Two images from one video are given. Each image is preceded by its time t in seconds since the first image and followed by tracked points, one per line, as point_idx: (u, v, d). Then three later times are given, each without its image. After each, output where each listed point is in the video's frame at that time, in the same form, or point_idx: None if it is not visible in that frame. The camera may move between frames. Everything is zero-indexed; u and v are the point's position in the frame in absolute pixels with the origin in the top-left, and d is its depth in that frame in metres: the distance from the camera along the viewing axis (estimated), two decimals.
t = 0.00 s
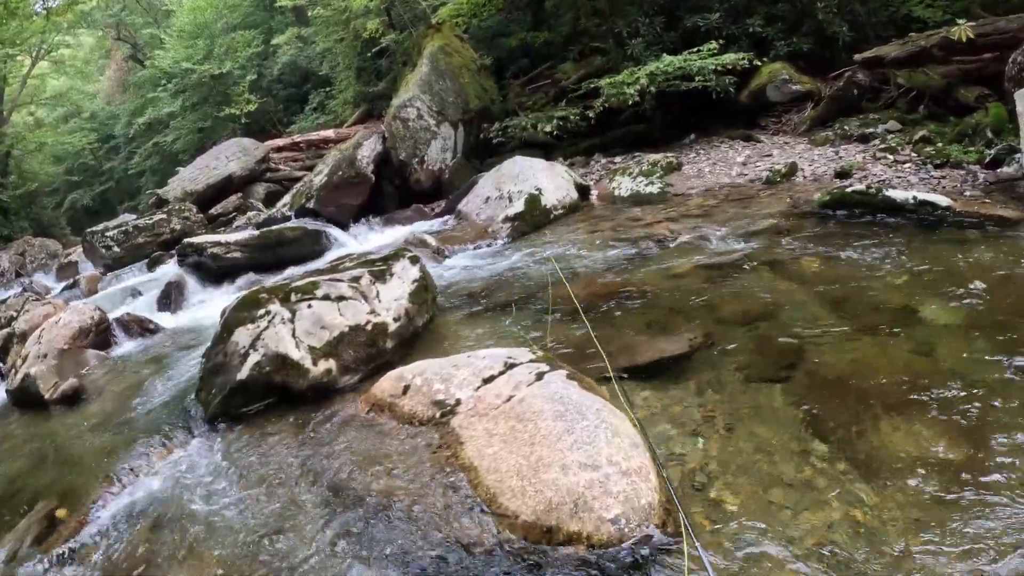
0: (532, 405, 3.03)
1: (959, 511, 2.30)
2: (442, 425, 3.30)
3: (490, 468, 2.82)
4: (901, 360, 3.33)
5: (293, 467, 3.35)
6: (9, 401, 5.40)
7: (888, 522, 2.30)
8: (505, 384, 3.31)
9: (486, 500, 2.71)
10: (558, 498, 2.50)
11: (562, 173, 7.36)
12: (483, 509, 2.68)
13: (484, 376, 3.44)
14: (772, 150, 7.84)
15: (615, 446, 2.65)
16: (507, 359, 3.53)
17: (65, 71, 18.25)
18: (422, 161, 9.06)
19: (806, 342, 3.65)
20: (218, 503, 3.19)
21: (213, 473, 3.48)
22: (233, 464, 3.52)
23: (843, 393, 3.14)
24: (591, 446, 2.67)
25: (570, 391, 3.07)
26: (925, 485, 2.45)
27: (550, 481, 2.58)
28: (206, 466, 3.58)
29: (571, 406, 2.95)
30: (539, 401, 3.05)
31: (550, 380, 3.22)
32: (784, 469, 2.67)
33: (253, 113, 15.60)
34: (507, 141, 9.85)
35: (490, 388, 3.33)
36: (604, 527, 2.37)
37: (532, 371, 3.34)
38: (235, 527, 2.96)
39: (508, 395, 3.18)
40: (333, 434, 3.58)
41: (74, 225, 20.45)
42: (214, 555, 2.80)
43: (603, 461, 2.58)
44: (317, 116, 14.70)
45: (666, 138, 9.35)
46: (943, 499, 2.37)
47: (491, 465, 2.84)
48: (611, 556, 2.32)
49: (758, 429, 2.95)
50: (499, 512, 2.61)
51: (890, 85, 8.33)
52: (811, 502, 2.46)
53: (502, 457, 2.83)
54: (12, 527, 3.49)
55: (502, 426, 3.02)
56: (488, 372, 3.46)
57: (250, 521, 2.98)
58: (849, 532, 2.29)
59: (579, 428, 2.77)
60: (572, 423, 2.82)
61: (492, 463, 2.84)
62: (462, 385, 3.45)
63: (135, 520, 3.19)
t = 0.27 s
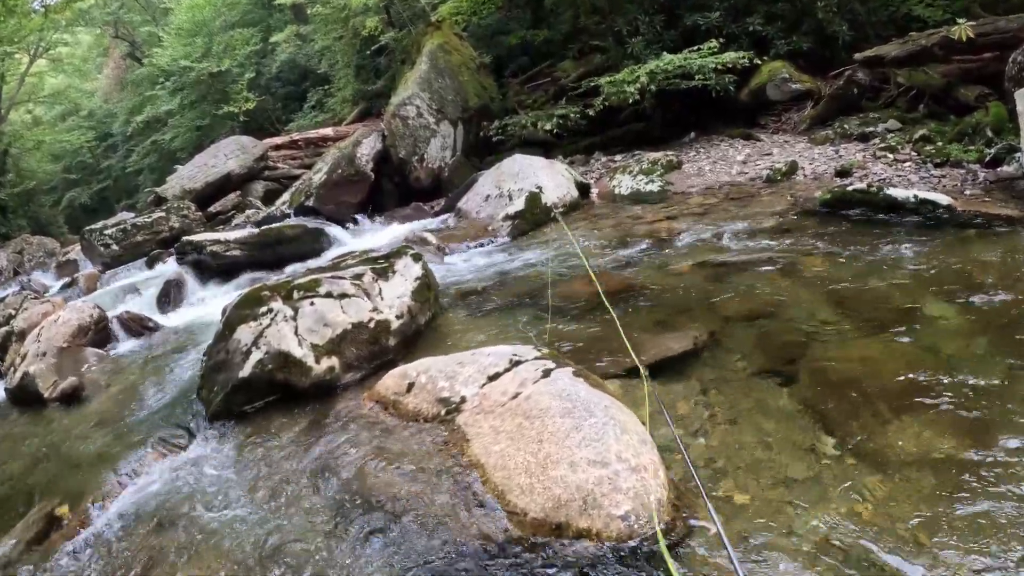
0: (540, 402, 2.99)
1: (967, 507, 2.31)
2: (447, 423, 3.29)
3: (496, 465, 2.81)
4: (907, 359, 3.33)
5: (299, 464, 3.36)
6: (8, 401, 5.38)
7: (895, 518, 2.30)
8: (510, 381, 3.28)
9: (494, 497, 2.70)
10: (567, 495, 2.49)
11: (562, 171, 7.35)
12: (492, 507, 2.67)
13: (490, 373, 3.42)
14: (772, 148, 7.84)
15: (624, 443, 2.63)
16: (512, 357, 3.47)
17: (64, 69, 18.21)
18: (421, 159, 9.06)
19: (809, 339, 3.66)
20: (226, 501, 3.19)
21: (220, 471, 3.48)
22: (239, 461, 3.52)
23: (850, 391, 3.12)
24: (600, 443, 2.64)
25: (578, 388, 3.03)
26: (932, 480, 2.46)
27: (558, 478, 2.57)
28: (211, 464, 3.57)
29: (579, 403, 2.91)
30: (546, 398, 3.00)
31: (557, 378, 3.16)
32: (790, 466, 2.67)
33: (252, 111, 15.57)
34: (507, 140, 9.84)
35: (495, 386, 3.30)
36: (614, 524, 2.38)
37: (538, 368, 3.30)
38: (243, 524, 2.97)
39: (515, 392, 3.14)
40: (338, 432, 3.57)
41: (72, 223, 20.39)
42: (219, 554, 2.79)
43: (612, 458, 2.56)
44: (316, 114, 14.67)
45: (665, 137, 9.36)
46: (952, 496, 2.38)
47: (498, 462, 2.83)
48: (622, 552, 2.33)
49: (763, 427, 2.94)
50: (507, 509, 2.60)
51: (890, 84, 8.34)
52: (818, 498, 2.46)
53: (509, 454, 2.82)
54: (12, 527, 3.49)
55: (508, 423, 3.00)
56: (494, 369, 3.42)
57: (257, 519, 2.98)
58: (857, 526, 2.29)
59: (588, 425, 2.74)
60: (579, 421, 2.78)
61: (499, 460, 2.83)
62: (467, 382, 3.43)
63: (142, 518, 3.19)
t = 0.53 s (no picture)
0: (540, 399, 3.05)
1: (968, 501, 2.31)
2: (446, 420, 3.24)
3: (496, 462, 2.79)
4: (906, 355, 3.33)
5: (296, 462, 3.34)
6: None
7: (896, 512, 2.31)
8: (509, 378, 3.29)
9: (494, 493, 2.68)
10: (568, 491, 2.51)
11: (558, 169, 7.35)
12: (491, 503, 2.65)
13: (488, 370, 3.42)
14: (767, 146, 7.85)
15: (624, 440, 2.69)
16: (510, 353, 3.51)
17: (56, 66, 18.09)
18: (416, 157, 9.04)
19: (806, 336, 3.66)
20: (225, 499, 3.18)
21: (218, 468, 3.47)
22: (237, 459, 3.51)
23: (849, 388, 3.12)
24: (601, 440, 2.70)
25: (578, 385, 3.10)
26: (933, 475, 2.46)
27: (559, 474, 2.59)
28: (209, 462, 3.56)
29: (579, 400, 2.97)
30: (546, 395, 3.06)
31: (556, 374, 3.23)
32: (790, 461, 2.67)
33: (245, 109, 15.48)
34: (501, 137, 9.84)
35: (494, 382, 3.30)
36: (616, 520, 2.39)
37: (538, 365, 3.36)
38: (244, 523, 2.97)
39: (514, 389, 3.17)
40: (336, 429, 3.55)
41: (65, 221, 20.25)
42: (219, 554, 2.78)
43: (613, 455, 2.61)
44: (310, 112, 14.62)
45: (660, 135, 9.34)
46: (954, 490, 2.38)
47: (497, 458, 2.81)
48: (624, 548, 2.34)
49: (763, 424, 2.93)
50: (507, 506, 2.58)
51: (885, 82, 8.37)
52: (818, 493, 2.46)
53: (510, 451, 2.80)
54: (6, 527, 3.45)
55: (508, 420, 2.99)
56: (492, 366, 3.43)
57: (257, 518, 2.97)
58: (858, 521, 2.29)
59: (589, 422, 2.80)
60: (580, 417, 2.84)
61: (498, 457, 2.81)
62: (465, 379, 3.41)
63: (141, 517, 3.18)
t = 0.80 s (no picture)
0: (532, 396, 2.98)
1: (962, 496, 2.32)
2: (438, 418, 3.22)
3: (489, 459, 2.77)
4: (896, 352, 3.34)
5: (288, 461, 3.32)
6: None
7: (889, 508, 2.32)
8: (501, 375, 3.26)
9: (486, 492, 2.67)
10: (562, 489, 2.48)
11: (549, 168, 7.33)
12: (484, 502, 2.64)
13: (480, 368, 3.39)
14: (758, 144, 7.87)
15: (618, 436, 2.62)
16: (502, 350, 3.49)
17: (44, 64, 17.93)
18: (407, 155, 9.03)
19: (797, 332, 3.67)
20: (218, 499, 3.16)
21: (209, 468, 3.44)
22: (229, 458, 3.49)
23: (840, 384, 3.12)
24: (595, 436, 2.63)
25: (571, 381, 3.04)
26: (926, 469, 2.48)
27: (552, 472, 2.55)
28: (201, 461, 3.54)
29: (572, 396, 2.91)
30: (538, 392, 3.00)
31: (548, 371, 3.16)
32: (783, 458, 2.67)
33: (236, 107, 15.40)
34: (492, 135, 9.75)
35: (486, 379, 3.27)
36: (610, 518, 2.37)
37: (530, 362, 3.30)
38: (236, 522, 2.94)
39: (506, 386, 3.12)
40: (329, 427, 3.53)
41: (54, 221, 20.07)
42: (211, 553, 2.76)
43: (607, 452, 2.55)
44: (300, 109, 14.54)
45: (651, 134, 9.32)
46: (946, 485, 2.39)
47: (490, 456, 2.80)
48: (618, 545, 2.33)
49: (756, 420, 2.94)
50: (500, 503, 2.58)
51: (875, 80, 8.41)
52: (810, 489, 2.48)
53: (503, 448, 2.78)
54: None
55: (500, 417, 2.96)
56: (484, 363, 3.40)
57: (249, 518, 2.95)
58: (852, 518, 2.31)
59: (582, 418, 2.74)
60: (573, 413, 2.78)
61: (491, 455, 2.79)
62: (457, 376, 3.38)
63: (132, 517, 3.15)
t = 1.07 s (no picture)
0: (519, 395, 2.98)
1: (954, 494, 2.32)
2: (426, 418, 3.20)
3: (477, 459, 2.76)
4: (884, 350, 3.35)
5: (275, 463, 3.28)
6: None
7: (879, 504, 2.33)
8: (488, 374, 3.24)
9: (474, 491, 2.65)
10: (549, 487, 2.47)
11: (538, 167, 7.30)
12: (472, 501, 2.62)
13: (468, 367, 3.36)
14: (746, 142, 7.89)
15: (605, 434, 2.62)
16: (490, 349, 3.44)
17: (29, 64, 17.76)
18: (395, 154, 9.00)
19: (785, 328, 3.68)
20: (206, 500, 3.13)
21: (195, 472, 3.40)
22: (219, 461, 3.45)
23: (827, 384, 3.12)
24: (582, 434, 2.64)
25: (558, 380, 3.03)
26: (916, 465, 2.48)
27: (540, 470, 2.55)
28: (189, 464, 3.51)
29: (559, 394, 2.91)
30: (525, 391, 3.00)
31: (535, 370, 3.16)
32: (771, 454, 2.68)
33: (223, 107, 15.31)
34: (480, 134, 9.85)
35: (473, 378, 3.26)
36: (597, 515, 2.36)
37: (517, 360, 3.28)
38: (223, 523, 2.92)
39: (493, 385, 3.12)
40: (318, 428, 3.49)
41: (41, 222, 19.85)
42: (199, 554, 2.74)
43: (594, 449, 2.56)
44: (288, 109, 14.47)
45: (638, 133, 9.36)
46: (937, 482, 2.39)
47: (478, 455, 2.78)
48: (607, 543, 2.32)
49: (744, 417, 2.94)
50: (488, 502, 2.57)
51: (862, 79, 8.46)
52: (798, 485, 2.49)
53: (490, 447, 2.77)
54: None
55: (488, 416, 2.95)
56: (472, 362, 3.37)
57: (235, 520, 2.92)
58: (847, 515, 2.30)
59: (569, 417, 2.74)
60: (560, 412, 2.78)
61: (479, 454, 2.78)
62: (444, 376, 3.36)
63: (116, 521, 3.12)
